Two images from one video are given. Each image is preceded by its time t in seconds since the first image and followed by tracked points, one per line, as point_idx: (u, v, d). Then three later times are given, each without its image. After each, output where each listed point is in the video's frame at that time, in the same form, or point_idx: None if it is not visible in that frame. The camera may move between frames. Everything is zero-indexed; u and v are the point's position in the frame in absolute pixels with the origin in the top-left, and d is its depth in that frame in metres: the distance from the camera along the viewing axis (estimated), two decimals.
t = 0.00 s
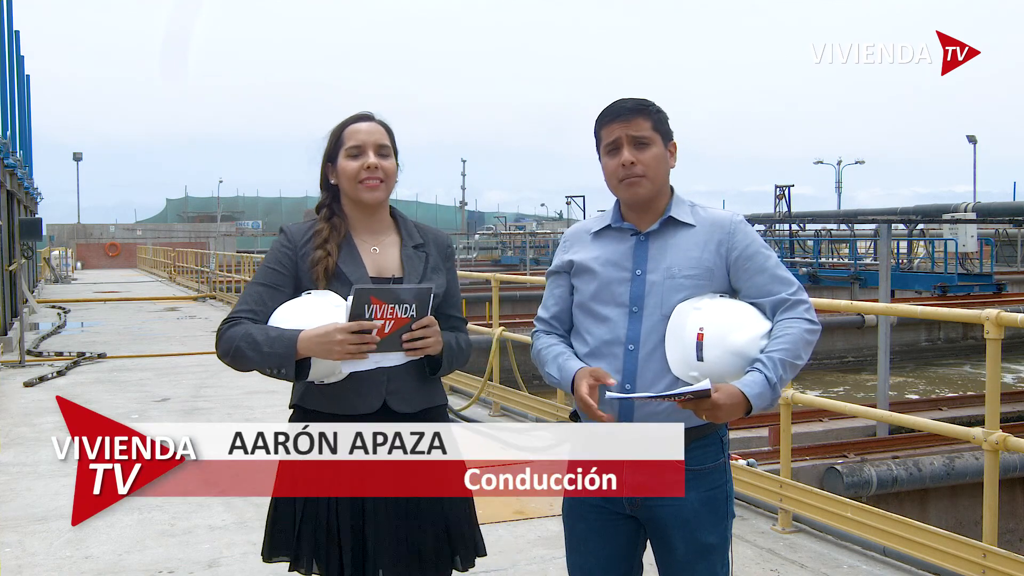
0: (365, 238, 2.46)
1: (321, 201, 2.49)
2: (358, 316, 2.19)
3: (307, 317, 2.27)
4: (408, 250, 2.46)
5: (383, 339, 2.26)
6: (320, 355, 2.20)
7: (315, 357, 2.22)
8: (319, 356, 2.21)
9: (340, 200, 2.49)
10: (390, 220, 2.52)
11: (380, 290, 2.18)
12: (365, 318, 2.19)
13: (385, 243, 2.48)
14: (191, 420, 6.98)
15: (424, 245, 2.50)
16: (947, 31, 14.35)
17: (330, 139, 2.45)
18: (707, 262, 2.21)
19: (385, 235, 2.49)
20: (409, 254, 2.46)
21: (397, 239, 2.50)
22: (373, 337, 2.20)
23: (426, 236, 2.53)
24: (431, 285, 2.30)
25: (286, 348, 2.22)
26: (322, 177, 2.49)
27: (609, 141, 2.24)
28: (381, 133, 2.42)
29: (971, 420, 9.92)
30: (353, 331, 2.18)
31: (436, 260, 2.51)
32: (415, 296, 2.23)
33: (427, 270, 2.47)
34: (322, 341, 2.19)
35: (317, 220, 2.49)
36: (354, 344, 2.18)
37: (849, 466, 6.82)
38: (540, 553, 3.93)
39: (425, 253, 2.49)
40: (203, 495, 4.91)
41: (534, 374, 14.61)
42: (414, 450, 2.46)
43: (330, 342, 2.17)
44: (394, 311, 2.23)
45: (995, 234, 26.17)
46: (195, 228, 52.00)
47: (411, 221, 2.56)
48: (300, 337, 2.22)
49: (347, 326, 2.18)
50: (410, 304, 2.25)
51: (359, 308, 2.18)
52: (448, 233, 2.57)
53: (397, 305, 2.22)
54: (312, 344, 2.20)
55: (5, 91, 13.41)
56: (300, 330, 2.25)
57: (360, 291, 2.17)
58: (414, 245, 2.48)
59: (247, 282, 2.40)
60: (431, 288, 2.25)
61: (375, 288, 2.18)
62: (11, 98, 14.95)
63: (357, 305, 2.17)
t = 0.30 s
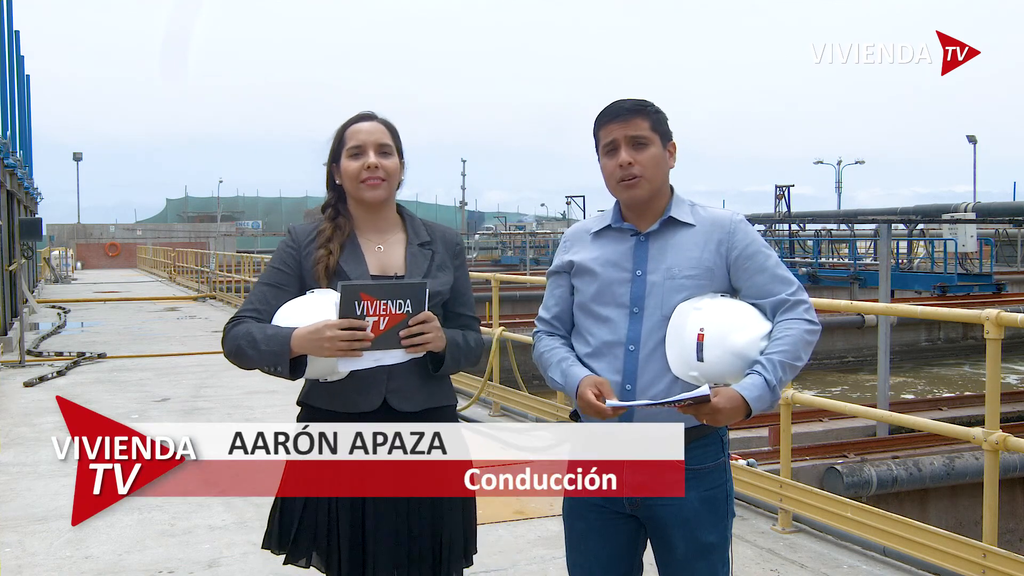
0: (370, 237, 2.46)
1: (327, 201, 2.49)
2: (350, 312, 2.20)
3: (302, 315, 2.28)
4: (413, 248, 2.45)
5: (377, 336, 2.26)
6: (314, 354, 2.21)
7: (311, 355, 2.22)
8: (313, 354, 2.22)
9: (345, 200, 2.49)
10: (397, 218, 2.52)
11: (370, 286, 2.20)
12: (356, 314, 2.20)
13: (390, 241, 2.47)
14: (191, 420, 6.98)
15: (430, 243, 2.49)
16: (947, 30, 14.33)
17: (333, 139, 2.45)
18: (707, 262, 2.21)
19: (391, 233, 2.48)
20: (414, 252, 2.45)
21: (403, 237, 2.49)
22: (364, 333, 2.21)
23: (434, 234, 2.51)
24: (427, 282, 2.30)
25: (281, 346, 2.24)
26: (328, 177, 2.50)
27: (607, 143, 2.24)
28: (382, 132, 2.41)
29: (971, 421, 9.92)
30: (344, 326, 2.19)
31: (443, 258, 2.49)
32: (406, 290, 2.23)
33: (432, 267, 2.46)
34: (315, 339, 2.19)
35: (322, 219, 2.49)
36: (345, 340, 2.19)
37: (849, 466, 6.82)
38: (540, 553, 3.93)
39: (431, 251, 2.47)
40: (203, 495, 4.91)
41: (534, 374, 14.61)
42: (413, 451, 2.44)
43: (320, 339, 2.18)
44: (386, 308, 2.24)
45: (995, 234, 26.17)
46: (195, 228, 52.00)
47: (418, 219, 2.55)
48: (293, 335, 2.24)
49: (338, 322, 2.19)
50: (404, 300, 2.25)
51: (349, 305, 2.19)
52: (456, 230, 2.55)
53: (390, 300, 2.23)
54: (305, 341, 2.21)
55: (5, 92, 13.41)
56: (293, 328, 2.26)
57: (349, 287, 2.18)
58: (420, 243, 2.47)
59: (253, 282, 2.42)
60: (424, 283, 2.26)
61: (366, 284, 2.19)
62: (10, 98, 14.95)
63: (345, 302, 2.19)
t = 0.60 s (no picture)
0: (381, 237, 2.46)
1: (338, 201, 2.49)
2: (351, 311, 2.21)
3: (307, 314, 2.28)
4: (423, 248, 2.45)
5: (380, 337, 2.25)
6: (315, 351, 2.21)
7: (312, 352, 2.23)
8: (315, 351, 2.22)
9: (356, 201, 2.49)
10: (409, 218, 2.51)
11: (371, 286, 2.21)
12: (357, 314, 2.21)
13: (401, 241, 2.46)
14: (191, 420, 6.98)
15: (441, 242, 2.48)
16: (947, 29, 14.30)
17: (343, 140, 2.45)
18: (709, 262, 2.21)
19: (402, 233, 2.48)
20: (424, 252, 2.44)
21: (415, 236, 2.48)
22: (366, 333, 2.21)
23: (445, 233, 2.50)
24: (430, 282, 2.29)
25: (285, 344, 2.25)
26: (340, 178, 2.50)
27: (609, 144, 2.24)
28: (390, 133, 2.40)
29: (971, 420, 9.92)
30: (345, 324, 2.19)
31: (453, 258, 2.49)
32: (408, 290, 2.23)
33: (442, 267, 2.45)
34: (316, 336, 2.19)
35: (333, 220, 2.50)
36: (346, 337, 2.19)
37: (849, 466, 6.82)
38: (540, 553, 3.93)
39: (441, 250, 2.47)
40: (203, 495, 4.91)
41: (534, 374, 14.62)
42: (414, 450, 2.43)
43: (321, 335, 2.19)
44: (388, 308, 2.23)
45: (995, 234, 26.17)
46: (195, 228, 52.01)
47: (430, 219, 2.54)
48: (297, 332, 2.24)
49: (339, 319, 2.20)
50: (406, 300, 2.24)
51: (350, 304, 2.20)
52: (468, 230, 2.54)
53: (392, 300, 2.23)
54: (307, 339, 2.21)
55: (5, 92, 13.41)
56: (297, 326, 2.27)
57: (351, 287, 2.19)
58: (431, 242, 2.47)
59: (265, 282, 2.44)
60: (428, 283, 2.25)
61: (367, 285, 2.20)
62: (10, 98, 14.96)
63: (347, 300, 2.20)
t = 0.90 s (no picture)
0: (389, 237, 2.46)
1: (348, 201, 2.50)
2: (358, 311, 2.22)
3: (313, 313, 2.29)
4: (431, 248, 2.45)
5: (386, 337, 2.25)
6: (320, 349, 2.21)
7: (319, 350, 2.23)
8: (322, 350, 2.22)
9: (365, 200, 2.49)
10: (418, 219, 2.51)
11: (378, 286, 2.21)
12: (364, 313, 2.22)
13: (410, 242, 2.46)
14: (191, 420, 6.99)
15: (449, 243, 2.48)
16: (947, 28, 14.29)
17: (353, 141, 2.45)
18: (710, 262, 2.21)
19: (410, 233, 2.48)
20: (431, 252, 2.44)
21: (423, 237, 2.48)
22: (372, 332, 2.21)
23: (453, 235, 2.50)
24: (436, 282, 2.29)
25: (293, 342, 2.25)
26: (349, 178, 2.50)
27: (611, 141, 2.24)
28: (400, 134, 2.40)
29: (971, 420, 9.92)
30: (353, 322, 2.20)
31: (461, 259, 2.48)
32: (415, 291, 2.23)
33: (449, 267, 2.45)
34: (322, 335, 2.20)
35: (343, 220, 2.50)
36: (353, 335, 2.20)
37: (849, 466, 6.82)
38: (540, 553, 3.93)
39: (449, 251, 2.46)
40: (203, 495, 4.91)
41: (534, 374, 14.62)
42: (415, 451, 2.43)
43: (327, 333, 2.19)
44: (394, 308, 2.23)
45: (994, 234, 26.17)
46: (195, 228, 52.01)
47: (439, 220, 2.54)
48: (304, 331, 2.24)
49: (346, 318, 2.21)
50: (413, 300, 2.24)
51: (358, 303, 2.21)
52: (476, 231, 2.54)
53: (398, 300, 2.23)
54: (314, 338, 2.21)
55: (5, 92, 13.41)
56: (305, 324, 2.27)
57: (358, 286, 2.20)
58: (439, 243, 2.46)
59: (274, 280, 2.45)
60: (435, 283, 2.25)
61: (374, 284, 2.21)
62: (10, 98, 14.96)
63: (354, 299, 2.21)
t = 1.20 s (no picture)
0: (390, 236, 2.46)
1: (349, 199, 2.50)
2: (355, 308, 2.21)
3: (313, 310, 2.29)
4: (431, 248, 2.45)
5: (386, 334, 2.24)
6: (319, 346, 2.21)
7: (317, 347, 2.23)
8: (321, 348, 2.22)
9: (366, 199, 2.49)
10: (419, 218, 2.51)
11: (376, 283, 2.20)
12: (362, 310, 2.20)
13: (410, 241, 2.46)
14: (191, 420, 6.98)
15: (450, 243, 2.48)
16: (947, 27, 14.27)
17: (355, 139, 2.45)
18: (708, 262, 2.21)
19: (411, 232, 2.48)
20: (432, 252, 2.44)
21: (423, 236, 2.48)
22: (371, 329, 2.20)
23: (454, 235, 2.50)
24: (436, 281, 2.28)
25: (291, 340, 2.25)
26: (351, 177, 2.50)
27: (608, 141, 2.24)
28: (403, 134, 2.40)
29: (971, 420, 9.92)
30: (351, 320, 2.19)
31: (461, 258, 2.48)
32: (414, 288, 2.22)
33: (449, 267, 2.45)
34: (321, 333, 2.20)
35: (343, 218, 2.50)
36: (351, 333, 2.19)
37: (849, 466, 6.82)
38: (540, 553, 3.93)
39: (449, 251, 2.46)
40: (203, 495, 4.91)
41: (534, 374, 14.63)
42: (415, 451, 2.42)
43: (326, 332, 2.19)
44: (393, 304, 2.22)
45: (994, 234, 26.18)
46: (195, 228, 52.01)
47: (440, 219, 2.54)
48: (303, 328, 2.25)
49: (344, 316, 2.20)
50: (412, 297, 2.23)
51: (355, 301, 2.20)
52: (477, 231, 2.54)
53: (396, 298, 2.22)
54: (313, 336, 2.21)
55: (5, 92, 13.42)
56: (304, 322, 2.27)
57: (356, 283, 2.19)
58: (439, 243, 2.46)
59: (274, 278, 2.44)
60: (435, 281, 2.24)
61: (372, 281, 2.20)
62: (10, 98, 14.97)
63: (351, 296, 2.20)
